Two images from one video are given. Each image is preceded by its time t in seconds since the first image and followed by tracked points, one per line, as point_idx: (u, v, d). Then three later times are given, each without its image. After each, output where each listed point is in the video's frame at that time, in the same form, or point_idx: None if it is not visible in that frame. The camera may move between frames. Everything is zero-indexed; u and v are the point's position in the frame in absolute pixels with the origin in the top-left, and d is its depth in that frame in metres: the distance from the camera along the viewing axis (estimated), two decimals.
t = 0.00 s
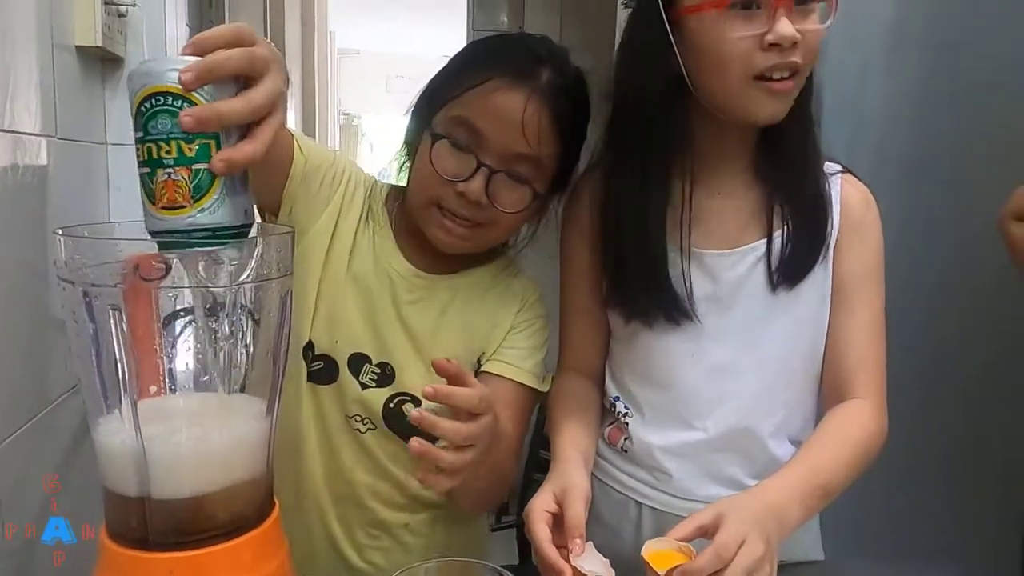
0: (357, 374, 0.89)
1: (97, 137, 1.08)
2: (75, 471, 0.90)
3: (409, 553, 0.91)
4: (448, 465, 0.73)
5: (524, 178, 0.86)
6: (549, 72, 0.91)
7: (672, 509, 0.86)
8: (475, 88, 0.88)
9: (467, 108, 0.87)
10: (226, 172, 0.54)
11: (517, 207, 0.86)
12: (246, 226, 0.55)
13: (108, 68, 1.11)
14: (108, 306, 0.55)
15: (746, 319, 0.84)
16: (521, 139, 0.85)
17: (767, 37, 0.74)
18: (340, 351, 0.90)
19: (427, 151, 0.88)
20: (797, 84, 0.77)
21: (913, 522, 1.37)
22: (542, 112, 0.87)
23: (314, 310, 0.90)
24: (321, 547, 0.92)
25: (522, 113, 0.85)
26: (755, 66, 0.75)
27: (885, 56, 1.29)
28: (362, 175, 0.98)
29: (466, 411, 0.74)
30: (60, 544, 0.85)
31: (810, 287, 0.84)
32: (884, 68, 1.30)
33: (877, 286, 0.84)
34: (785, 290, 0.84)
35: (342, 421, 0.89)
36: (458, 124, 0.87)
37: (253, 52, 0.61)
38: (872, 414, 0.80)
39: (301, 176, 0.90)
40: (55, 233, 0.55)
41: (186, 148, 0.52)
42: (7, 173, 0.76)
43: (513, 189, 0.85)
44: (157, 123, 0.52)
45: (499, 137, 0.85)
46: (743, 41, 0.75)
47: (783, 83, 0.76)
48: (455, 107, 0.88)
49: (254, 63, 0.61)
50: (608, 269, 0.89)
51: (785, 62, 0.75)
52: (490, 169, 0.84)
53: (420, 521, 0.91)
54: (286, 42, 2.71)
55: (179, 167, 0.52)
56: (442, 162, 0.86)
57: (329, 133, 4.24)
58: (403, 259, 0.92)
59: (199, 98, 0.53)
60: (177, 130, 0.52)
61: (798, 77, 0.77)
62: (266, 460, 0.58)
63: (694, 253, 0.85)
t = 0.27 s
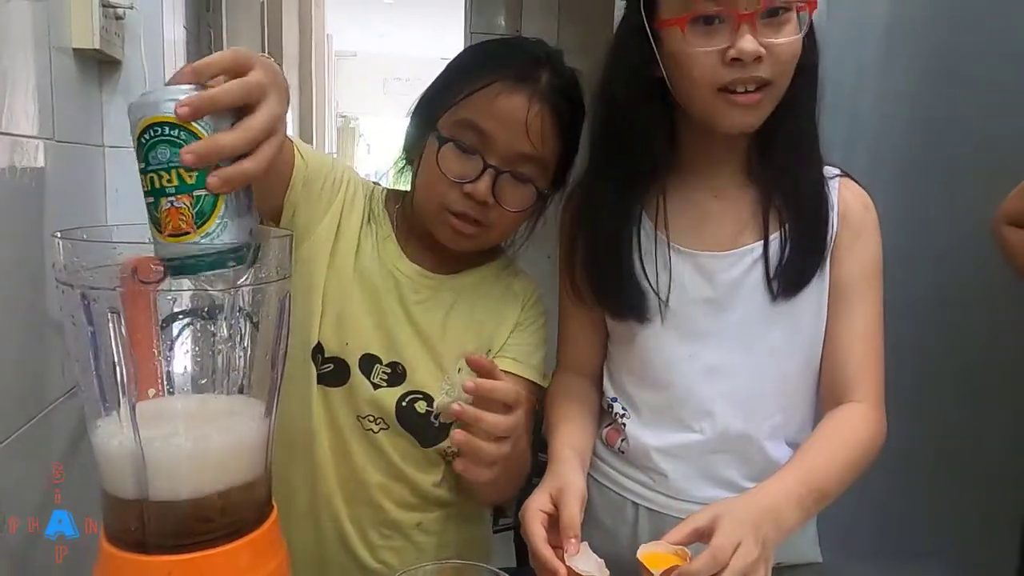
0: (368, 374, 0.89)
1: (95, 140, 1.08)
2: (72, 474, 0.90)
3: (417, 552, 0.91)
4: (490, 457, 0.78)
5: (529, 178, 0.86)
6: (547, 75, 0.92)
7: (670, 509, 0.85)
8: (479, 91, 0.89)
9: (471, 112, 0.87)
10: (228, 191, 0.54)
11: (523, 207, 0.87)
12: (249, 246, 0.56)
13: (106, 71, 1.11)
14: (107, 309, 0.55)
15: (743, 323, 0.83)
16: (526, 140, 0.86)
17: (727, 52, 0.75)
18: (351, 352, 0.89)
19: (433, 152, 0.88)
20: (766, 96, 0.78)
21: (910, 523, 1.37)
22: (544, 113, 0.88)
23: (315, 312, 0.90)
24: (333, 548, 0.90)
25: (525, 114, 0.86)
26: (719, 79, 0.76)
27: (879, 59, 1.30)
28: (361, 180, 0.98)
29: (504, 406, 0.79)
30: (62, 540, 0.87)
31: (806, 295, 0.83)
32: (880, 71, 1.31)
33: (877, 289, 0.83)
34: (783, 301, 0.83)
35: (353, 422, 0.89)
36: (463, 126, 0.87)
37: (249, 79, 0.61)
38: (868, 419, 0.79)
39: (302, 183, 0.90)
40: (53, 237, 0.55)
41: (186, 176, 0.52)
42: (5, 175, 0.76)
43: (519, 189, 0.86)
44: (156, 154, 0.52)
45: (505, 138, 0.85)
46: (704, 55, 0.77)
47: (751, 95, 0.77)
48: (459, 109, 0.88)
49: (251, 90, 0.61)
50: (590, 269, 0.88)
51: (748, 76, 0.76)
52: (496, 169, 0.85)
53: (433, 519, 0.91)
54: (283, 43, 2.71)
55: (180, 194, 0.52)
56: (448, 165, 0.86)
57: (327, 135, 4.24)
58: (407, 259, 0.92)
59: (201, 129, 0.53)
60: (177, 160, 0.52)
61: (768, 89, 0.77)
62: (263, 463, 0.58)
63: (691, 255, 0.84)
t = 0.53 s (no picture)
0: (367, 377, 0.89)
1: (90, 141, 1.07)
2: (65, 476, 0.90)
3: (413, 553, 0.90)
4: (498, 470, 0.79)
5: (525, 182, 0.86)
6: (543, 77, 0.92)
7: (665, 510, 0.84)
8: (477, 94, 0.88)
9: (468, 116, 0.87)
10: (207, 203, 0.53)
11: (519, 211, 0.87)
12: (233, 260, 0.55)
13: (101, 72, 1.11)
14: (97, 311, 0.55)
15: (740, 324, 0.83)
16: (522, 143, 0.86)
17: (693, 64, 0.76)
18: (351, 355, 0.89)
19: (430, 155, 0.88)
20: (737, 105, 0.78)
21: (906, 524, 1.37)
22: (540, 115, 0.88)
23: (311, 314, 0.90)
24: (330, 550, 0.90)
25: (521, 118, 0.86)
26: (688, 89, 0.77)
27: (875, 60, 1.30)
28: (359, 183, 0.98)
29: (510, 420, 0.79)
30: (68, 540, 0.89)
31: (799, 301, 0.82)
32: (875, 72, 1.33)
33: (874, 291, 0.83)
34: (782, 308, 0.82)
35: (352, 424, 0.88)
36: (459, 131, 0.87)
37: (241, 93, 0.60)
38: (863, 422, 0.79)
39: (300, 186, 0.89)
40: (44, 239, 0.55)
41: (165, 187, 0.52)
42: None
43: (516, 193, 0.86)
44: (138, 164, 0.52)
45: (502, 143, 0.85)
46: (673, 66, 0.78)
47: (719, 104, 0.77)
48: (456, 113, 0.88)
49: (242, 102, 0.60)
50: (588, 272, 0.88)
51: (716, 86, 0.76)
52: (493, 173, 0.85)
53: (431, 520, 0.90)
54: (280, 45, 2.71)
55: (159, 204, 0.52)
56: (444, 169, 0.86)
57: (324, 137, 4.24)
58: (403, 261, 0.92)
59: (189, 146, 0.53)
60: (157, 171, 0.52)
61: (740, 98, 0.78)
62: (255, 465, 0.57)
63: (687, 254, 0.84)
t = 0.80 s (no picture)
0: (362, 376, 0.88)
1: (88, 141, 1.07)
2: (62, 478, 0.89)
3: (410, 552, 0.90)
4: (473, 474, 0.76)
5: (512, 176, 0.86)
6: (530, 71, 0.92)
7: (665, 511, 0.84)
8: (460, 87, 0.88)
9: (452, 110, 0.87)
10: (194, 195, 0.53)
11: (506, 204, 0.86)
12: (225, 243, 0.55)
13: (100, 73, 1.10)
14: (94, 310, 0.55)
15: (739, 325, 0.83)
16: (506, 137, 0.86)
17: (664, 73, 0.77)
18: (346, 355, 0.89)
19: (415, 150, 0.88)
20: (712, 112, 0.78)
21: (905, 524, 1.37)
22: (524, 108, 0.88)
23: (307, 314, 0.89)
24: (328, 548, 0.90)
25: (505, 111, 0.86)
26: (665, 95, 0.78)
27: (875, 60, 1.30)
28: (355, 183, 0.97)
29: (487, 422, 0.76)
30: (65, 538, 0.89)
31: (804, 305, 0.81)
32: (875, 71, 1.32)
33: (874, 293, 0.82)
34: (781, 319, 0.82)
35: (348, 424, 0.88)
36: (443, 126, 0.87)
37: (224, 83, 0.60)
38: (863, 425, 0.78)
39: (296, 186, 0.88)
40: (40, 238, 0.54)
41: (152, 179, 0.52)
42: None
43: (501, 185, 0.85)
44: (123, 157, 0.52)
45: (485, 136, 0.85)
46: (650, 73, 0.78)
47: (692, 111, 0.78)
48: (438, 109, 0.88)
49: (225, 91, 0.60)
50: (586, 271, 0.87)
51: (687, 94, 0.77)
52: (477, 167, 0.84)
53: (428, 521, 0.90)
54: (278, 46, 2.71)
55: (146, 197, 0.52)
56: (430, 162, 0.86)
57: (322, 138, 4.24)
58: (401, 261, 0.92)
59: (172, 137, 0.53)
60: (143, 164, 0.52)
61: (713, 105, 0.77)
62: (251, 465, 0.57)
63: (686, 255, 0.84)
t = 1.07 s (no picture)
0: (365, 373, 0.89)
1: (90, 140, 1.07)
2: (62, 476, 0.89)
3: (415, 549, 0.90)
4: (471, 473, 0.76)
5: (502, 167, 0.86)
6: (521, 63, 0.92)
7: (664, 508, 0.84)
8: (448, 83, 0.89)
9: (442, 105, 0.87)
10: (187, 185, 0.55)
11: (498, 195, 0.86)
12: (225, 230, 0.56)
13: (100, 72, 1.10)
14: (98, 305, 0.55)
15: (738, 325, 0.83)
16: (496, 129, 0.86)
17: (659, 79, 0.77)
18: (349, 353, 0.89)
19: (407, 144, 0.88)
20: (707, 116, 0.78)
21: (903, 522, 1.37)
22: (512, 100, 0.88)
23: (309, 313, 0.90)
24: (333, 545, 0.90)
25: (493, 104, 0.86)
26: (662, 101, 0.78)
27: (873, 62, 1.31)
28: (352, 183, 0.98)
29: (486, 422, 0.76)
30: (59, 545, 0.87)
31: (803, 305, 0.82)
32: (874, 72, 1.32)
33: (874, 294, 0.83)
34: (779, 318, 0.82)
35: (352, 421, 0.89)
36: (436, 120, 0.87)
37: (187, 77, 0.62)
38: (862, 428, 0.78)
39: (290, 188, 0.89)
40: (44, 233, 0.55)
41: (141, 177, 0.53)
42: None
43: (491, 176, 0.86)
44: (108, 166, 0.54)
45: (475, 130, 0.85)
46: (646, 80, 0.79)
47: (688, 116, 0.78)
48: (429, 104, 0.88)
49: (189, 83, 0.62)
50: (586, 269, 0.88)
51: (682, 100, 0.77)
52: (466, 159, 0.85)
53: (432, 517, 0.90)
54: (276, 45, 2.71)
55: (140, 196, 0.53)
56: (421, 155, 0.86)
57: (320, 138, 4.24)
58: (402, 259, 0.92)
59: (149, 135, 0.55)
60: (129, 166, 0.53)
61: (708, 110, 0.78)
62: (253, 462, 0.57)
63: (687, 254, 0.84)
